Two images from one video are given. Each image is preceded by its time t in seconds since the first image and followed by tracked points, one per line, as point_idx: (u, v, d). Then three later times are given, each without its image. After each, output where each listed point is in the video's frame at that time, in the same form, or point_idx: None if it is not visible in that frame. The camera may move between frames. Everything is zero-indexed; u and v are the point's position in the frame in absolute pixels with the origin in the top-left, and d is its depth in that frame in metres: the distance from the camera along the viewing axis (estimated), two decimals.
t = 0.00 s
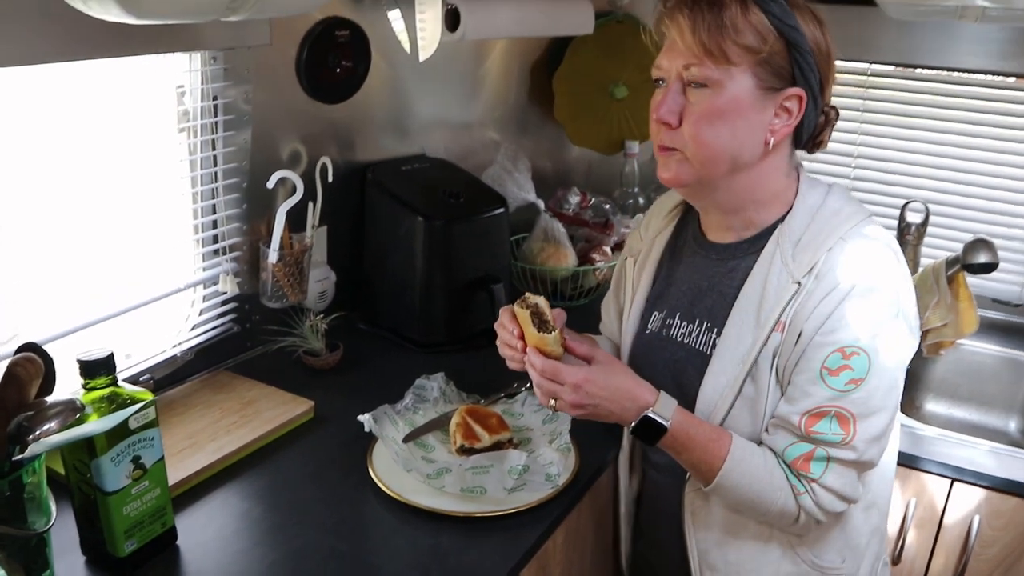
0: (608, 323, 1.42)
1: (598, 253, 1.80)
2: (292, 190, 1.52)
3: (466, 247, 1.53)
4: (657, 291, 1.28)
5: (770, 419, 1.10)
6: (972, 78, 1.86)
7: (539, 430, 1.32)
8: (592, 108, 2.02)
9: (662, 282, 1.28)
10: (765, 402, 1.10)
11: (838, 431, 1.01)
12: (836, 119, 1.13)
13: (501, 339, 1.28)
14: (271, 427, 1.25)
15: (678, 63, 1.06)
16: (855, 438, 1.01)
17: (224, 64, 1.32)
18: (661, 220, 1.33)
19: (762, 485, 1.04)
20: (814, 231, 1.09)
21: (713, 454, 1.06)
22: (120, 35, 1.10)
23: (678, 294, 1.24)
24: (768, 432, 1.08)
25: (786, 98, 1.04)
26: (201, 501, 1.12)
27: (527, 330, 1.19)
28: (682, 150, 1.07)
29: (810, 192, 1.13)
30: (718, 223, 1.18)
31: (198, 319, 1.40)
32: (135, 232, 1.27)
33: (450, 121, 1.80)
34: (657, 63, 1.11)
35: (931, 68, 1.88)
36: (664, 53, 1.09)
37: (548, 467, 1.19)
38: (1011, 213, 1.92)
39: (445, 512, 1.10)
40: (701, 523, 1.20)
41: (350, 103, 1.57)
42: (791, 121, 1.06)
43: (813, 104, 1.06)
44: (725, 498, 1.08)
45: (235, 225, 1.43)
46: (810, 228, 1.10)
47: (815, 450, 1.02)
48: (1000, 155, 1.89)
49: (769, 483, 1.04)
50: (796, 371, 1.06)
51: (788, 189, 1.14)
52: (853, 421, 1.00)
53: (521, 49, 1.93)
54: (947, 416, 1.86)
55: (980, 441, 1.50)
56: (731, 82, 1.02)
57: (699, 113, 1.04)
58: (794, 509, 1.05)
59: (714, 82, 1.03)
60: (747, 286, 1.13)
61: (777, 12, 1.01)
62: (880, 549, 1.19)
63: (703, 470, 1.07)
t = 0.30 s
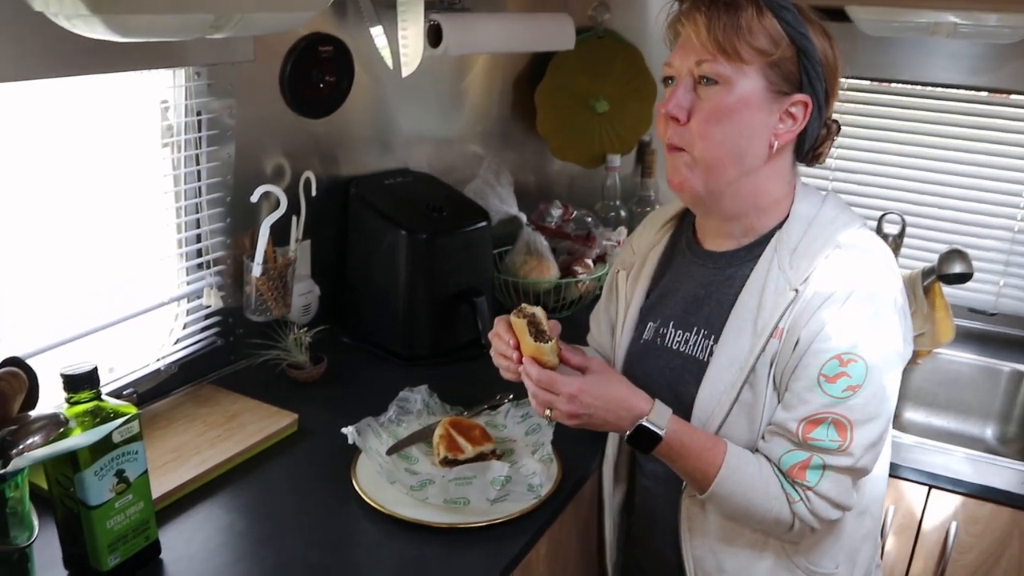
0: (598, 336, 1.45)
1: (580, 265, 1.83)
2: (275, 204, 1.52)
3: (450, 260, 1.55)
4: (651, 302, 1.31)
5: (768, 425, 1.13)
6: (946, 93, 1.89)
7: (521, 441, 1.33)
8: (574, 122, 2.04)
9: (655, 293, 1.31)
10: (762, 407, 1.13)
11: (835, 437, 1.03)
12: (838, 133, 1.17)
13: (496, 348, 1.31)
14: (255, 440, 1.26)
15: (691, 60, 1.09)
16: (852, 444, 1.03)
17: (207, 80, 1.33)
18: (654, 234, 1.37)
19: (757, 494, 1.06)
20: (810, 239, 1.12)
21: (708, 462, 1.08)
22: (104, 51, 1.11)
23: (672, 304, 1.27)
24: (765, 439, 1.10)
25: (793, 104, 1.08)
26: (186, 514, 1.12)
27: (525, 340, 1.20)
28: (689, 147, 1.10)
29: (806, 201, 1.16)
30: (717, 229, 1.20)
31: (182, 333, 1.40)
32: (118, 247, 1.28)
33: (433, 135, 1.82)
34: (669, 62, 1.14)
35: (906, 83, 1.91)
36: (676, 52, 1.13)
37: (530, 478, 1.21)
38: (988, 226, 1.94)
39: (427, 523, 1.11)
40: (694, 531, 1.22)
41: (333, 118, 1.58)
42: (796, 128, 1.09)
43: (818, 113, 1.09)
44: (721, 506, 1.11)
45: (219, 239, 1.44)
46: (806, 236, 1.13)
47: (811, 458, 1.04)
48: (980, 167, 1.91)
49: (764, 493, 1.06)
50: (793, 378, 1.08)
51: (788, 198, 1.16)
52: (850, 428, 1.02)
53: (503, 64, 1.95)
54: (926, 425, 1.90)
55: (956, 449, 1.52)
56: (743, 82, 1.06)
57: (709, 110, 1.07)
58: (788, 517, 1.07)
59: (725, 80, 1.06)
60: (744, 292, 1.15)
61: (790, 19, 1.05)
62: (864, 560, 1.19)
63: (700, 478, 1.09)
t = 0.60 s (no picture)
0: (590, 345, 1.47)
1: (566, 278, 1.85)
2: (262, 219, 1.53)
3: (437, 274, 1.56)
4: (646, 309, 1.36)
5: (768, 427, 1.17)
6: (925, 107, 1.92)
7: (508, 454, 1.34)
8: (559, 136, 2.06)
9: (651, 301, 1.36)
10: (762, 410, 1.17)
11: (835, 438, 1.07)
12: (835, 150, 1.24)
13: (490, 357, 1.32)
14: (242, 454, 1.26)
15: (694, 80, 1.15)
16: (850, 445, 1.07)
17: (194, 96, 1.34)
18: (647, 243, 1.41)
19: (756, 499, 1.11)
20: (807, 248, 1.17)
21: (707, 470, 1.12)
22: (89, 67, 1.12)
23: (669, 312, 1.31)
24: (765, 442, 1.14)
25: (791, 125, 1.14)
26: (174, 528, 1.12)
27: (521, 354, 1.23)
28: (690, 162, 1.15)
29: (802, 209, 1.22)
30: (715, 239, 1.26)
31: (168, 347, 1.40)
32: (103, 262, 1.28)
33: (418, 149, 1.83)
34: (672, 79, 1.20)
35: (886, 97, 1.93)
36: (679, 70, 1.19)
37: (516, 490, 1.21)
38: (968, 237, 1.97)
39: (411, 536, 1.11)
40: (696, 533, 1.25)
41: (320, 132, 1.59)
42: (794, 146, 1.15)
43: (816, 133, 1.16)
44: (720, 511, 1.15)
45: (206, 253, 1.44)
46: (803, 243, 1.18)
47: (811, 461, 1.09)
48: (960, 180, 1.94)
49: (762, 497, 1.11)
50: (792, 381, 1.12)
51: (785, 210, 1.22)
52: (848, 429, 1.07)
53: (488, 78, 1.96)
54: (908, 434, 1.92)
55: (937, 457, 1.54)
56: (744, 103, 1.12)
57: (711, 129, 1.12)
58: (786, 521, 1.11)
59: (727, 101, 1.12)
60: (743, 298, 1.20)
61: (791, 43, 1.12)
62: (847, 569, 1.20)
63: (698, 485, 1.13)
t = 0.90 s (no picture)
0: (587, 348, 1.49)
1: (560, 286, 1.86)
2: (256, 229, 1.53)
3: (433, 283, 1.56)
4: (646, 311, 1.36)
5: (768, 427, 1.18)
6: (913, 115, 1.94)
7: (503, 462, 1.34)
8: (552, 144, 2.07)
9: (651, 303, 1.37)
10: (763, 410, 1.18)
11: (834, 437, 1.08)
12: (835, 170, 1.26)
13: (491, 352, 1.33)
14: (236, 466, 1.25)
15: (700, 96, 1.17)
16: (849, 443, 1.08)
17: (187, 106, 1.34)
18: (647, 247, 1.42)
19: (756, 499, 1.11)
20: (807, 250, 1.19)
21: (707, 471, 1.13)
22: (82, 79, 1.12)
23: (670, 314, 1.32)
24: (765, 441, 1.15)
25: (792, 148, 1.16)
26: (169, 539, 1.12)
27: (527, 351, 1.25)
28: (689, 176, 1.19)
29: (800, 218, 1.24)
30: (717, 245, 1.28)
31: (162, 358, 1.40)
32: (97, 274, 1.28)
33: (412, 159, 1.83)
34: (681, 89, 1.21)
35: (876, 105, 1.95)
36: (689, 81, 1.20)
37: (512, 498, 1.20)
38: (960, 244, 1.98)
39: (409, 545, 1.11)
40: (693, 534, 1.25)
41: (313, 142, 1.60)
42: (793, 168, 1.18)
43: (817, 156, 1.18)
44: (719, 511, 1.15)
45: (199, 263, 1.44)
46: (801, 248, 1.20)
47: (812, 458, 1.09)
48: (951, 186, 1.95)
49: (762, 497, 1.11)
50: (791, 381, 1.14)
51: (784, 223, 1.25)
52: (848, 428, 1.08)
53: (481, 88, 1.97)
54: (903, 440, 1.92)
55: (931, 463, 1.55)
56: (748, 125, 1.14)
57: (713, 148, 1.15)
58: (785, 520, 1.12)
59: (731, 121, 1.14)
60: (745, 298, 1.22)
61: (800, 69, 1.13)
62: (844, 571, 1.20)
63: (699, 486, 1.14)
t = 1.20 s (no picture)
0: (587, 348, 1.49)
1: (559, 291, 1.86)
2: (254, 235, 1.53)
3: (432, 288, 1.56)
4: (646, 308, 1.36)
5: (768, 421, 1.17)
6: (906, 116, 1.94)
7: (503, 467, 1.34)
8: (549, 148, 2.07)
9: (651, 302, 1.37)
10: (764, 404, 1.18)
11: (834, 429, 1.08)
12: (831, 175, 1.27)
13: (496, 347, 1.33)
14: (234, 473, 1.25)
15: (696, 103, 1.17)
16: (849, 435, 1.08)
17: (185, 113, 1.34)
18: (648, 247, 1.42)
19: (758, 490, 1.11)
20: (806, 249, 1.20)
21: (709, 463, 1.12)
22: (79, 86, 1.12)
23: (670, 312, 1.32)
24: (765, 435, 1.14)
25: (787, 155, 1.17)
26: (168, 546, 1.12)
27: (533, 344, 1.24)
28: (685, 181, 1.19)
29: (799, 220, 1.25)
30: (716, 243, 1.28)
31: (161, 365, 1.40)
32: (94, 282, 1.28)
33: (410, 164, 1.83)
34: (678, 96, 1.22)
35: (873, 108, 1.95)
36: (685, 89, 1.21)
37: (512, 504, 1.21)
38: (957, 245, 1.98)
39: (409, 550, 1.11)
40: (692, 526, 1.25)
41: (311, 148, 1.60)
42: (788, 174, 1.18)
43: (812, 161, 1.18)
44: (720, 505, 1.15)
45: (197, 270, 1.44)
46: (800, 247, 1.21)
47: (813, 450, 1.09)
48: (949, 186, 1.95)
49: (764, 488, 1.10)
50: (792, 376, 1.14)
51: (781, 226, 1.25)
52: (847, 420, 1.08)
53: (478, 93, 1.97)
54: (902, 442, 1.92)
55: (930, 465, 1.55)
56: (742, 133, 1.15)
57: (707, 155, 1.16)
58: (787, 512, 1.11)
59: (725, 130, 1.15)
60: (746, 294, 1.22)
61: (793, 79, 1.13)
62: (841, 569, 1.21)
63: (701, 478, 1.13)
